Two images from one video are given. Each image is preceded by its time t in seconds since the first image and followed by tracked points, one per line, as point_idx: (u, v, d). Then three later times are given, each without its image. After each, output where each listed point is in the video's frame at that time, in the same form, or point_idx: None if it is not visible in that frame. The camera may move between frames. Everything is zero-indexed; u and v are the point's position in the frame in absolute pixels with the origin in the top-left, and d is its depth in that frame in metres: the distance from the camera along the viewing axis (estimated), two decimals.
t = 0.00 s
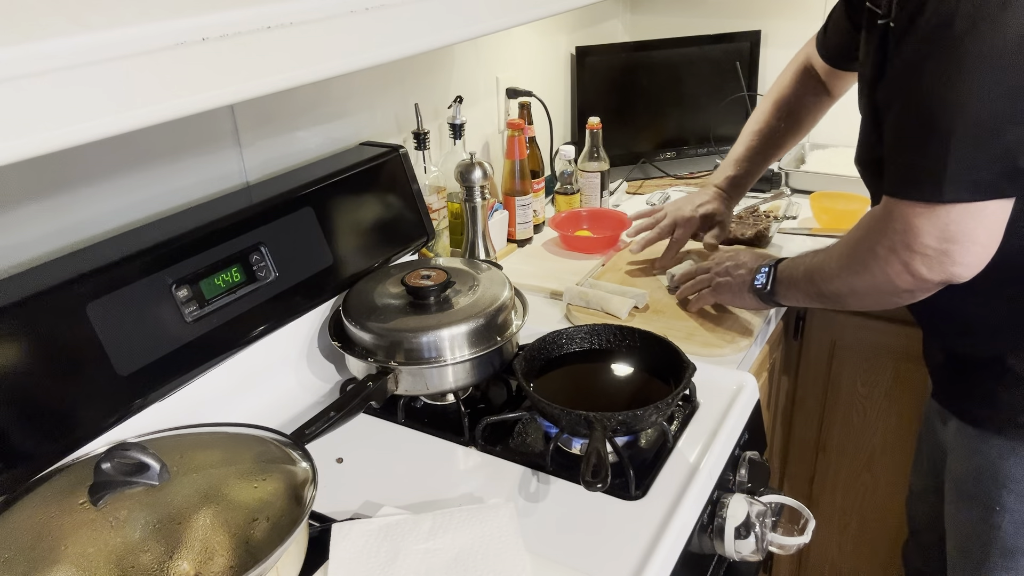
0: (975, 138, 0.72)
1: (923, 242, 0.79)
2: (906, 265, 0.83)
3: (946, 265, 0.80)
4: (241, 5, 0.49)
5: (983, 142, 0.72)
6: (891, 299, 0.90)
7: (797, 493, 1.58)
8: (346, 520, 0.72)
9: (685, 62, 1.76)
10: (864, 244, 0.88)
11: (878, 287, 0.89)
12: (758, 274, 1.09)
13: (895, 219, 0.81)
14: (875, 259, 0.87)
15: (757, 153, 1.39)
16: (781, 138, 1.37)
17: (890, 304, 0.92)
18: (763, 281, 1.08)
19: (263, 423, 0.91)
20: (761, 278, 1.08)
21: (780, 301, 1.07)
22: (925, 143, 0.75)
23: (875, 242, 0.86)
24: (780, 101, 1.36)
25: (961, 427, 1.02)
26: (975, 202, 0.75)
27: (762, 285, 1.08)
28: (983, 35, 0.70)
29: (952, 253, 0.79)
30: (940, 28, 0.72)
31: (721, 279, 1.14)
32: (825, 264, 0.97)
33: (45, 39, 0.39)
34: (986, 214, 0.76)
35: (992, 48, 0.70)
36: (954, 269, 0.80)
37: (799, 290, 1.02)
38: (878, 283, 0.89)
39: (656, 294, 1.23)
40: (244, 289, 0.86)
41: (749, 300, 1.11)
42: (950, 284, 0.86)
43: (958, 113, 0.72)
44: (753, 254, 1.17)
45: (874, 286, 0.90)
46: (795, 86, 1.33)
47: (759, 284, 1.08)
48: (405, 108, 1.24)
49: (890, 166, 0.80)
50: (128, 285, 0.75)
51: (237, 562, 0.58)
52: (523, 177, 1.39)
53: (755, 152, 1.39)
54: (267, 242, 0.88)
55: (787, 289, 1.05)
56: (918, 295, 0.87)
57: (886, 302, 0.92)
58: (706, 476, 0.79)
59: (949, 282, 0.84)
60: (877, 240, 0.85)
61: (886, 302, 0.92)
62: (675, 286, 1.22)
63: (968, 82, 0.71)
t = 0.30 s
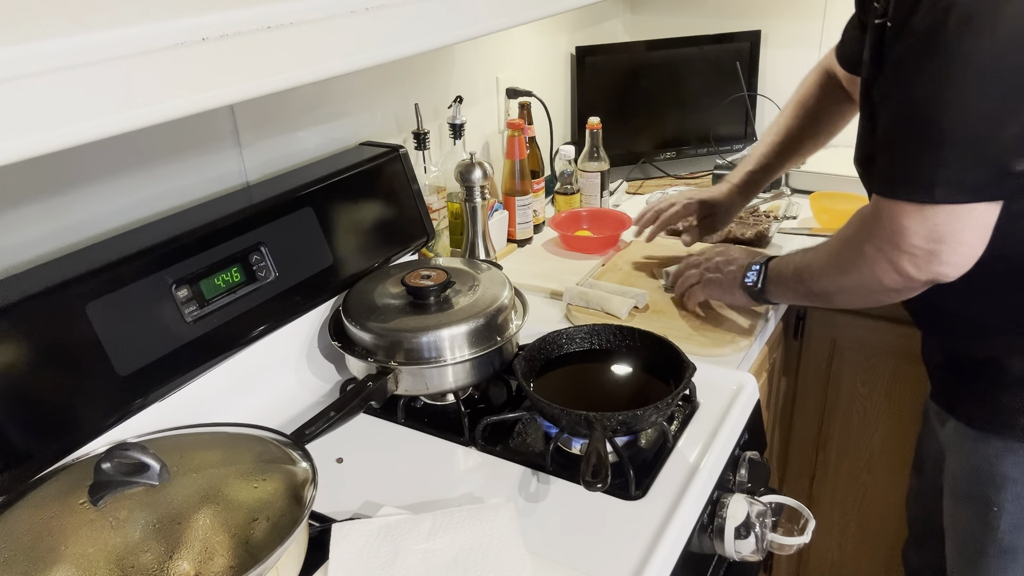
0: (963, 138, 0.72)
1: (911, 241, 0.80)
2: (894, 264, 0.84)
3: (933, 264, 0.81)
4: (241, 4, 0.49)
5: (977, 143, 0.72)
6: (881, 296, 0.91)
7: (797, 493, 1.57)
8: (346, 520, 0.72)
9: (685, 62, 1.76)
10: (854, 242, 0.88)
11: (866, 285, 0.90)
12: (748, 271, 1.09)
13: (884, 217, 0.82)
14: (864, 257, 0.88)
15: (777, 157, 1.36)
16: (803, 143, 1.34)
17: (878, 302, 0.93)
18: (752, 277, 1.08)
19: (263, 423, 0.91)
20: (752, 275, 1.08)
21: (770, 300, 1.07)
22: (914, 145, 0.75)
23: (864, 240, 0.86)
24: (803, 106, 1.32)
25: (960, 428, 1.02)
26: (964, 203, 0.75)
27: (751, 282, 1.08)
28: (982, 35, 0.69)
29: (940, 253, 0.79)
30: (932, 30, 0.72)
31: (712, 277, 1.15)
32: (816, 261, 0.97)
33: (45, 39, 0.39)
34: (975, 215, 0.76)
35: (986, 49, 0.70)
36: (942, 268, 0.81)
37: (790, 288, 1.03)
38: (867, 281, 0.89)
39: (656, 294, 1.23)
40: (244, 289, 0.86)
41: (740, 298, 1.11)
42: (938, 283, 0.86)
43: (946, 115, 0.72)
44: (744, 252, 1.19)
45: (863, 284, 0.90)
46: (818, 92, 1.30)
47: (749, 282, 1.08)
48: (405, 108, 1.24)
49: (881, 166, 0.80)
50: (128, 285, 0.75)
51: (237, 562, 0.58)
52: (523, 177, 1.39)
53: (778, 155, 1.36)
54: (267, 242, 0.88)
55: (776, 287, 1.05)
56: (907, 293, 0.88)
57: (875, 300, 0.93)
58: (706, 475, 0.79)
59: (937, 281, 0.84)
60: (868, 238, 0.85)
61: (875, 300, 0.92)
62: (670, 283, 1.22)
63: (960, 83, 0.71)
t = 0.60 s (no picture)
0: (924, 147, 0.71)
1: (845, 228, 0.80)
2: (830, 251, 0.84)
3: (866, 252, 0.80)
4: (241, 5, 0.49)
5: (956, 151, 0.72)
6: (823, 288, 0.90)
7: (796, 493, 1.57)
8: (346, 520, 0.73)
9: (685, 62, 1.76)
10: (798, 231, 0.89)
11: (808, 276, 0.90)
12: (715, 271, 1.12)
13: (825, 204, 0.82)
14: (805, 246, 0.88)
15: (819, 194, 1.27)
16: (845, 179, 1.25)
17: (822, 294, 0.92)
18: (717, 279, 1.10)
19: (263, 423, 0.91)
20: (716, 276, 1.11)
21: (728, 300, 1.09)
22: (877, 157, 0.74)
23: (806, 228, 0.86)
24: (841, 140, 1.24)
25: (959, 429, 1.02)
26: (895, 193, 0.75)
27: (716, 282, 1.10)
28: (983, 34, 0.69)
29: (871, 242, 0.79)
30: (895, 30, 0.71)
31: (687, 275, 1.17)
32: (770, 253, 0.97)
33: (45, 39, 0.39)
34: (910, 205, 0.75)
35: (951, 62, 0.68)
36: (875, 257, 0.80)
37: (748, 283, 1.03)
38: (809, 270, 0.89)
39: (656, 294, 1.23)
40: (244, 289, 0.86)
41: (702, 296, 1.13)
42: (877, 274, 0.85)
43: (914, 129, 0.71)
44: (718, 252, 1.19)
45: (805, 274, 0.90)
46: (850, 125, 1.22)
47: (713, 282, 1.10)
48: (405, 108, 1.24)
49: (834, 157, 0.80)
50: (128, 285, 0.75)
51: (237, 562, 0.58)
52: (523, 177, 1.39)
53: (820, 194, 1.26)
54: (267, 242, 0.88)
55: (737, 287, 1.06)
56: (846, 283, 0.88)
57: (818, 292, 0.92)
58: (706, 475, 0.79)
59: (874, 270, 0.84)
60: (809, 224, 0.85)
61: (819, 292, 0.92)
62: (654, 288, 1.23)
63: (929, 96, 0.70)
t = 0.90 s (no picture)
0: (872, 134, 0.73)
1: (790, 201, 0.80)
2: (771, 220, 0.84)
3: (805, 227, 0.81)
4: (242, 5, 0.49)
5: (908, 140, 0.73)
6: (755, 257, 0.91)
7: (797, 493, 1.57)
8: (347, 520, 0.73)
9: (685, 62, 1.76)
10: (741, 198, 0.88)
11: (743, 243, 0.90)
12: (653, 238, 1.11)
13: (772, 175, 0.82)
14: (744, 215, 0.88)
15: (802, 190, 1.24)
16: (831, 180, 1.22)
17: (754, 265, 0.94)
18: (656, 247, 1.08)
19: (264, 423, 0.91)
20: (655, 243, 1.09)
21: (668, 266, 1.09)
22: (828, 135, 0.74)
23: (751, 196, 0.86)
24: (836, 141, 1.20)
25: (957, 428, 1.02)
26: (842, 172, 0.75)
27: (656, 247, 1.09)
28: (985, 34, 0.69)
29: (813, 217, 0.80)
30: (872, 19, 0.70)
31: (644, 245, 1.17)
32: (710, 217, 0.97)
33: (44, 39, 0.39)
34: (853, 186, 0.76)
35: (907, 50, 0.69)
36: (812, 233, 0.81)
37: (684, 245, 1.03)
38: (747, 242, 0.90)
39: (656, 294, 1.23)
40: (244, 289, 0.86)
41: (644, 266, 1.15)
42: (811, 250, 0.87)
43: (869, 116, 0.72)
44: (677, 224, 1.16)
45: (741, 242, 0.90)
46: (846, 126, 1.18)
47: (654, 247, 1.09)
48: (405, 108, 1.24)
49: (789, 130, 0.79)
50: (128, 285, 0.75)
51: (237, 562, 0.58)
52: (523, 177, 1.39)
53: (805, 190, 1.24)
54: (267, 242, 0.88)
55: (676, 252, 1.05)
56: (782, 255, 0.89)
57: (751, 262, 0.93)
58: (706, 475, 0.79)
59: (808, 246, 0.85)
60: (755, 196, 0.85)
61: (749, 262, 0.93)
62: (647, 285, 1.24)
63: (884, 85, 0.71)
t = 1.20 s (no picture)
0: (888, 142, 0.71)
1: (818, 204, 0.78)
2: (794, 222, 0.83)
3: (827, 229, 0.80)
4: (241, 4, 0.49)
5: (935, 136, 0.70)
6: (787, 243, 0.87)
7: (797, 493, 1.57)
8: (346, 521, 0.73)
9: (685, 62, 1.76)
10: (760, 191, 0.86)
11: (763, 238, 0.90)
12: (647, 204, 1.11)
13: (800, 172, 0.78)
14: (763, 211, 0.87)
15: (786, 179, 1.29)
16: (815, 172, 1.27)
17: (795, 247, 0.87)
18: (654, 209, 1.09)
19: (263, 423, 0.91)
20: (647, 210, 1.11)
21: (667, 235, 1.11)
22: (851, 130, 0.71)
23: (777, 191, 0.83)
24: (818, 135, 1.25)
25: (956, 430, 1.02)
26: (862, 174, 0.73)
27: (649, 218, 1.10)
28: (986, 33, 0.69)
29: (837, 221, 0.78)
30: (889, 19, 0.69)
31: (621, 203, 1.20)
32: (722, 203, 0.95)
33: (44, 39, 0.39)
34: (875, 188, 0.74)
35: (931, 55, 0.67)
36: (834, 236, 0.80)
37: (692, 224, 1.02)
38: (768, 233, 0.88)
39: (655, 294, 1.23)
40: (244, 288, 0.86)
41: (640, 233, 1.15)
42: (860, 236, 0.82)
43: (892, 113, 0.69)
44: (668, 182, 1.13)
45: (758, 238, 0.91)
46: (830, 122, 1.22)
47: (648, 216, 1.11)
48: (405, 108, 1.24)
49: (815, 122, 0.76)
50: (128, 285, 0.75)
51: (237, 562, 0.58)
52: (523, 177, 1.39)
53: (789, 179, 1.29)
54: (267, 242, 0.88)
55: (683, 226, 1.05)
56: (802, 250, 0.88)
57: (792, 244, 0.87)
58: (706, 476, 0.79)
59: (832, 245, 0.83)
60: (776, 192, 0.83)
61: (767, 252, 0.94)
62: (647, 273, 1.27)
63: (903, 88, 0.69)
